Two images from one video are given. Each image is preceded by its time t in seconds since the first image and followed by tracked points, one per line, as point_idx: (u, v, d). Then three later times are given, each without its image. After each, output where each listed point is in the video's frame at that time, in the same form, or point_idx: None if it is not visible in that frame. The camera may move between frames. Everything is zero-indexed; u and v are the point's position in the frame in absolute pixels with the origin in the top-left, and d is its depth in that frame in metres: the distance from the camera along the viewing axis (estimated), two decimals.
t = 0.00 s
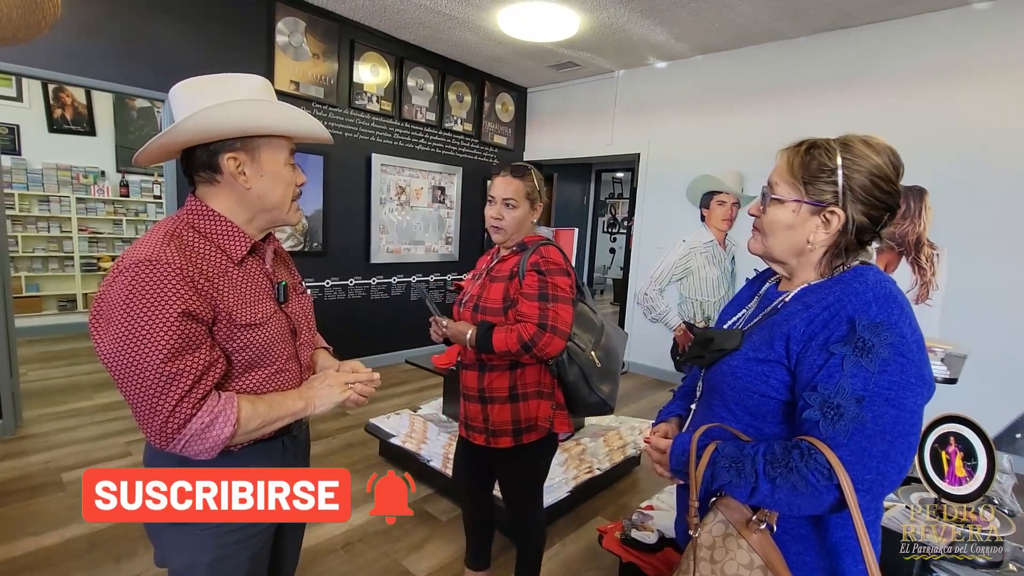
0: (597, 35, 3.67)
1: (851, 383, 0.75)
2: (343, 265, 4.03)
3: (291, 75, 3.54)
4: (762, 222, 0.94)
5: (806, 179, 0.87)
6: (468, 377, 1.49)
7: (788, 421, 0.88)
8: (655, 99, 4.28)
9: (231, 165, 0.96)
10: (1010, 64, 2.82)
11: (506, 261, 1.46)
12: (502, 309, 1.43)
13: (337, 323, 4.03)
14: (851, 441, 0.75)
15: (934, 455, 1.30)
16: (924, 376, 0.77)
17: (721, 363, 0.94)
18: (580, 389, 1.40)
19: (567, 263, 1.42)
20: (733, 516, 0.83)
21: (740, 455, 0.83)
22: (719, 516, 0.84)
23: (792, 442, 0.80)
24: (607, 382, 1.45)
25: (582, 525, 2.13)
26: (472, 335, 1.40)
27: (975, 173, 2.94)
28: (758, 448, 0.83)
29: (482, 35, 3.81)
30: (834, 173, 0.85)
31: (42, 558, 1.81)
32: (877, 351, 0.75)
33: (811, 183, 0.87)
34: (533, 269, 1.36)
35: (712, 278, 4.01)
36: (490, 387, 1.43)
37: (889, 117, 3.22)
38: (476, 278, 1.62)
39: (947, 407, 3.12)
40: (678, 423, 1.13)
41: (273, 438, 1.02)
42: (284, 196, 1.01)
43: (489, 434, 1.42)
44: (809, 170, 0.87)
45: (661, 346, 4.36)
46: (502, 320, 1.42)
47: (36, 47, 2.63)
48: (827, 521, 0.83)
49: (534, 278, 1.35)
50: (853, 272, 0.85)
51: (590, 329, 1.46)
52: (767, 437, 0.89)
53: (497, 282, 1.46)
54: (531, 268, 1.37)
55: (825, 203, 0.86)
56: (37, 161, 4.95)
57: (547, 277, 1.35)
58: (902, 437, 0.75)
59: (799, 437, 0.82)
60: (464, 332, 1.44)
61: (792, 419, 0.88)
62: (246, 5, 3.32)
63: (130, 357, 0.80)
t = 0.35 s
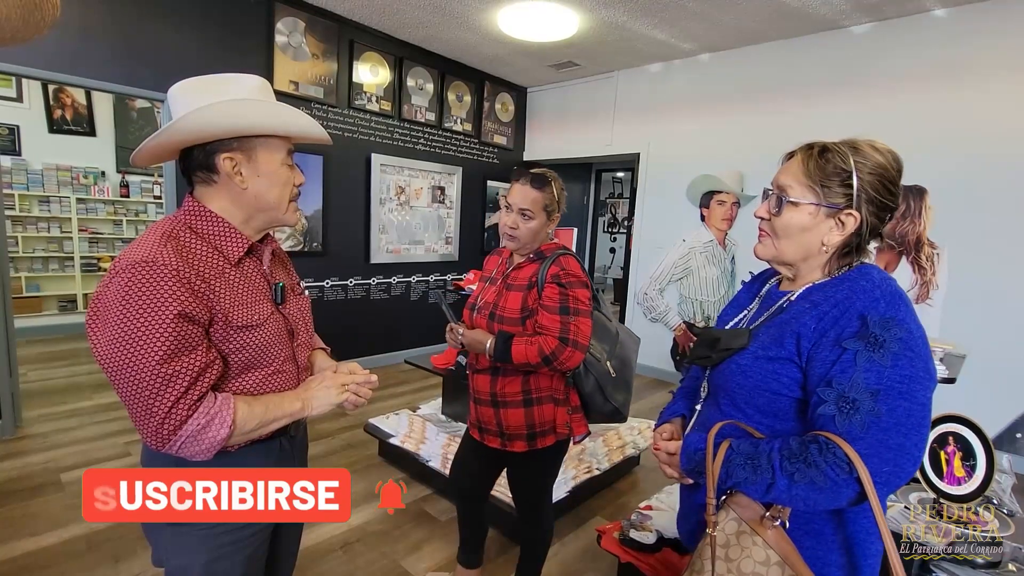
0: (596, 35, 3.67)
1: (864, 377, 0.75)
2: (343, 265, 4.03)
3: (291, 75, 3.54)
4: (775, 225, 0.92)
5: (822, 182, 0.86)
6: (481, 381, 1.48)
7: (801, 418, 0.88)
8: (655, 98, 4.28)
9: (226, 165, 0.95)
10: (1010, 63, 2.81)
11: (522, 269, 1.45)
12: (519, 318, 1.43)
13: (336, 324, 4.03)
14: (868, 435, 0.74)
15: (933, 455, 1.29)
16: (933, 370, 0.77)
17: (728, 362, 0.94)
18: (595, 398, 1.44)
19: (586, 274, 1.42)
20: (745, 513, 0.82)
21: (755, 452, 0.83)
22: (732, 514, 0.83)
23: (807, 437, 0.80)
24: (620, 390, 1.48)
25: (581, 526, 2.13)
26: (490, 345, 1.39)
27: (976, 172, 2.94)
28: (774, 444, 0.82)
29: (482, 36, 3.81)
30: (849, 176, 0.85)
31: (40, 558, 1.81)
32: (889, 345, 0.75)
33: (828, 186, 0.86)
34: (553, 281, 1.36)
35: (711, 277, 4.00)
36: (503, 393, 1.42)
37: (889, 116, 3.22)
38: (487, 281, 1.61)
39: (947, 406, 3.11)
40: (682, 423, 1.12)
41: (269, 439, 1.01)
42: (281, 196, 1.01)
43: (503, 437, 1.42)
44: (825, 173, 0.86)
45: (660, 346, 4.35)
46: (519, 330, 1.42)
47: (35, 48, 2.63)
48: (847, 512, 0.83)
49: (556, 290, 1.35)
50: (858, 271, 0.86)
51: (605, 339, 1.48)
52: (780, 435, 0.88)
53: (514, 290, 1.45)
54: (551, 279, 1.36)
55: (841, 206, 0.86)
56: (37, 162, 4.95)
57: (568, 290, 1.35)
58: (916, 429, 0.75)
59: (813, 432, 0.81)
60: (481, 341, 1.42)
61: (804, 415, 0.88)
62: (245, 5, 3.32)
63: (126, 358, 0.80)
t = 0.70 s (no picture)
0: (598, 34, 3.67)
1: (875, 377, 0.75)
2: (345, 266, 4.03)
3: (294, 77, 3.56)
4: (783, 226, 0.91)
5: (831, 182, 0.86)
6: (480, 381, 1.48)
7: (809, 418, 0.87)
8: (657, 98, 4.27)
9: (230, 166, 0.96)
10: (1014, 61, 2.80)
11: (525, 269, 1.46)
12: (521, 317, 1.42)
13: (339, 324, 4.04)
14: (879, 434, 0.74)
15: (936, 455, 1.28)
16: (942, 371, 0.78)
17: (735, 362, 0.93)
18: (596, 399, 1.43)
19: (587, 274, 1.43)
20: (753, 513, 0.81)
21: (764, 452, 0.82)
22: (740, 514, 0.82)
23: (817, 436, 0.80)
24: (621, 393, 1.48)
25: (583, 526, 2.12)
26: (490, 344, 1.39)
27: (980, 171, 2.92)
28: (783, 444, 0.82)
29: (484, 36, 3.82)
30: (859, 177, 0.84)
31: (43, 558, 1.82)
32: (900, 345, 0.75)
33: (837, 187, 0.86)
34: (555, 280, 1.36)
35: (714, 277, 3.95)
36: (502, 392, 1.42)
37: (892, 115, 3.20)
38: (490, 280, 1.60)
39: (951, 406, 3.10)
40: (686, 424, 1.12)
41: (272, 440, 1.02)
42: (283, 197, 1.01)
43: (501, 438, 1.41)
44: (835, 174, 0.86)
45: (663, 347, 4.34)
46: (520, 329, 1.42)
47: (39, 50, 2.64)
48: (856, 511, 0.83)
49: (557, 289, 1.35)
50: (867, 272, 0.86)
51: (607, 340, 1.48)
52: (787, 435, 0.88)
53: (516, 289, 1.45)
54: (553, 278, 1.36)
55: (850, 207, 0.86)
56: (42, 163, 4.98)
57: (570, 289, 1.35)
58: (927, 429, 0.75)
59: (822, 432, 0.81)
60: (483, 339, 1.42)
61: (813, 415, 0.87)
62: (247, 7, 3.33)
63: (131, 359, 0.80)
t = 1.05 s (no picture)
0: (598, 35, 3.67)
1: (871, 380, 0.76)
2: (346, 266, 4.04)
3: (294, 78, 3.56)
4: (785, 226, 0.92)
5: (835, 182, 0.86)
6: (477, 380, 1.48)
7: (805, 420, 0.88)
8: (657, 98, 4.27)
9: (233, 168, 0.96)
10: (1013, 61, 2.80)
11: (525, 270, 1.46)
12: (517, 318, 1.43)
13: (339, 324, 4.04)
14: (873, 438, 0.74)
15: (935, 455, 1.28)
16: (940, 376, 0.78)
17: (733, 363, 0.94)
18: (590, 405, 1.42)
19: (587, 278, 1.41)
20: (746, 515, 0.82)
21: (757, 452, 0.83)
22: (732, 515, 0.82)
23: (811, 439, 0.80)
24: (618, 399, 1.46)
25: (584, 526, 2.13)
26: (486, 344, 1.40)
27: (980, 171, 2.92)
28: (777, 444, 0.83)
29: (484, 36, 3.82)
30: (863, 177, 0.85)
31: (45, 558, 1.82)
32: (898, 350, 0.75)
33: (841, 187, 0.86)
34: (552, 283, 1.36)
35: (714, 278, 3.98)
36: (497, 392, 1.42)
37: (893, 115, 3.21)
38: (492, 279, 1.61)
39: (951, 406, 3.10)
40: (683, 423, 1.13)
41: (274, 440, 1.02)
42: (286, 198, 1.02)
43: (496, 438, 1.42)
44: (839, 174, 0.86)
45: (664, 347, 4.34)
46: (516, 330, 1.42)
47: (40, 51, 2.65)
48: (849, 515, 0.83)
49: (553, 292, 1.35)
50: (868, 274, 0.86)
51: (605, 345, 1.46)
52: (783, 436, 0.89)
53: (515, 290, 1.46)
54: (550, 281, 1.36)
55: (854, 208, 0.86)
56: (43, 164, 4.99)
57: (566, 293, 1.34)
58: (922, 434, 0.75)
59: (816, 434, 0.82)
60: (478, 337, 1.43)
61: (808, 418, 0.88)
62: (247, 7, 3.33)
63: (134, 359, 0.81)
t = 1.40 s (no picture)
0: (598, 34, 3.67)
1: (860, 385, 0.76)
2: (346, 266, 4.04)
3: (295, 78, 3.57)
4: (779, 225, 0.92)
5: (829, 182, 0.86)
6: (474, 380, 1.49)
7: (794, 423, 0.88)
8: (657, 98, 4.28)
9: (231, 169, 0.97)
10: (1012, 60, 2.80)
11: (521, 270, 1.46)
12: (511, 319, 1.43)
13: (340, 325, 4.04)
14: (861, 443, 0.74)
15: (935, 454, 1.28)
16: (930, 382, 0.78)
17: (723, 364, 0.94)
18: (584, 408, 1.39)
19: (581, 280, 1.41)
20: (733, 519, 0.82)
21: (743, 455, 0.83)
22: (719, 520, 0.82)
23: (799, 443, 0.80)
24: (615, 402, 1.43)
25: (584, 526, 2.13)
26: (479, 343, 1.41)
27: (981, 170, 2.92)
28: (763, 448, 0.83)
29: (484, 37, 3.83)
30: (857, 176, 0.85)
31: (47, 558, 1.83)
32: (889, 354, 0.75)
33: (835, 187, 0.86)
34: (543, 284, 1.35)
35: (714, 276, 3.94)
36: (491, 393, 1.43)
37: (893, 114, 3.21)
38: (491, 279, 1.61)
39: (952, 405, 3.10)
40: (672, 424, 1.13)
41: (274, 439, 1.02)
42: (285, 199, 1.02)
43: (491, 436, 1.42)
44: (833, 173, 0.86)
45: (664, 346, 4.34)
46: (509, 330, 1.42)
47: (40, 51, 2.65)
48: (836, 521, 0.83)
49: (545, 294, 1.34)
50: (861, 275, 0.86)
51: (601, 346, 1.43)
52: (771, 439, 0.89)
53: (510, 291, 1.46)
54: (543, 282, 1.35)
55: (848, 208, 0.86)
56: (45, 165, 5.00)
57: (557, 294, 1.34)
58: (910, 440, 0.75)
59: (804, 438, 0.81)
60: (472, 336, 1.45)
61: (797, 421, 0.88)
62: (247, 8, 3.34)
63: (135, 358, 0.81)
